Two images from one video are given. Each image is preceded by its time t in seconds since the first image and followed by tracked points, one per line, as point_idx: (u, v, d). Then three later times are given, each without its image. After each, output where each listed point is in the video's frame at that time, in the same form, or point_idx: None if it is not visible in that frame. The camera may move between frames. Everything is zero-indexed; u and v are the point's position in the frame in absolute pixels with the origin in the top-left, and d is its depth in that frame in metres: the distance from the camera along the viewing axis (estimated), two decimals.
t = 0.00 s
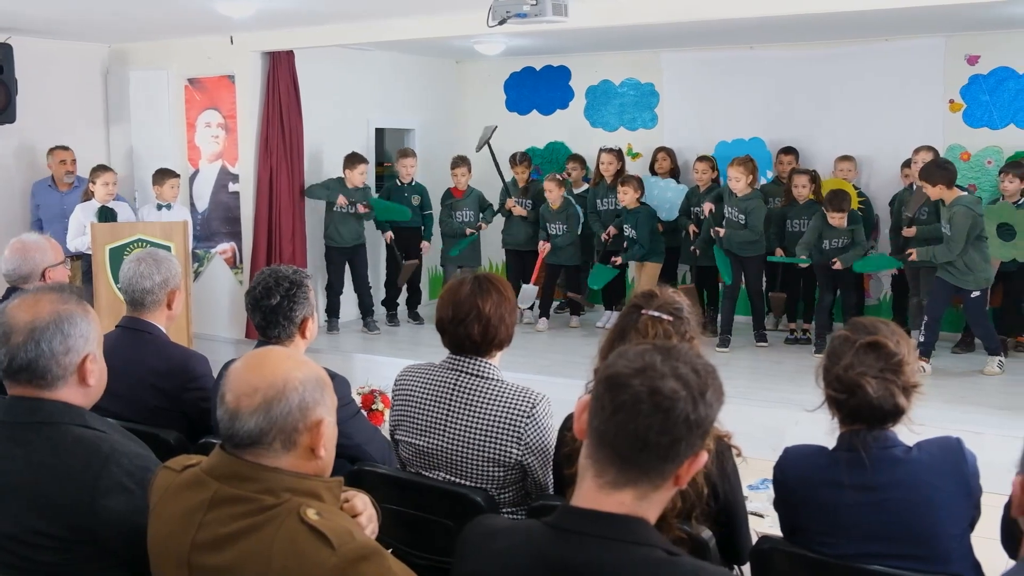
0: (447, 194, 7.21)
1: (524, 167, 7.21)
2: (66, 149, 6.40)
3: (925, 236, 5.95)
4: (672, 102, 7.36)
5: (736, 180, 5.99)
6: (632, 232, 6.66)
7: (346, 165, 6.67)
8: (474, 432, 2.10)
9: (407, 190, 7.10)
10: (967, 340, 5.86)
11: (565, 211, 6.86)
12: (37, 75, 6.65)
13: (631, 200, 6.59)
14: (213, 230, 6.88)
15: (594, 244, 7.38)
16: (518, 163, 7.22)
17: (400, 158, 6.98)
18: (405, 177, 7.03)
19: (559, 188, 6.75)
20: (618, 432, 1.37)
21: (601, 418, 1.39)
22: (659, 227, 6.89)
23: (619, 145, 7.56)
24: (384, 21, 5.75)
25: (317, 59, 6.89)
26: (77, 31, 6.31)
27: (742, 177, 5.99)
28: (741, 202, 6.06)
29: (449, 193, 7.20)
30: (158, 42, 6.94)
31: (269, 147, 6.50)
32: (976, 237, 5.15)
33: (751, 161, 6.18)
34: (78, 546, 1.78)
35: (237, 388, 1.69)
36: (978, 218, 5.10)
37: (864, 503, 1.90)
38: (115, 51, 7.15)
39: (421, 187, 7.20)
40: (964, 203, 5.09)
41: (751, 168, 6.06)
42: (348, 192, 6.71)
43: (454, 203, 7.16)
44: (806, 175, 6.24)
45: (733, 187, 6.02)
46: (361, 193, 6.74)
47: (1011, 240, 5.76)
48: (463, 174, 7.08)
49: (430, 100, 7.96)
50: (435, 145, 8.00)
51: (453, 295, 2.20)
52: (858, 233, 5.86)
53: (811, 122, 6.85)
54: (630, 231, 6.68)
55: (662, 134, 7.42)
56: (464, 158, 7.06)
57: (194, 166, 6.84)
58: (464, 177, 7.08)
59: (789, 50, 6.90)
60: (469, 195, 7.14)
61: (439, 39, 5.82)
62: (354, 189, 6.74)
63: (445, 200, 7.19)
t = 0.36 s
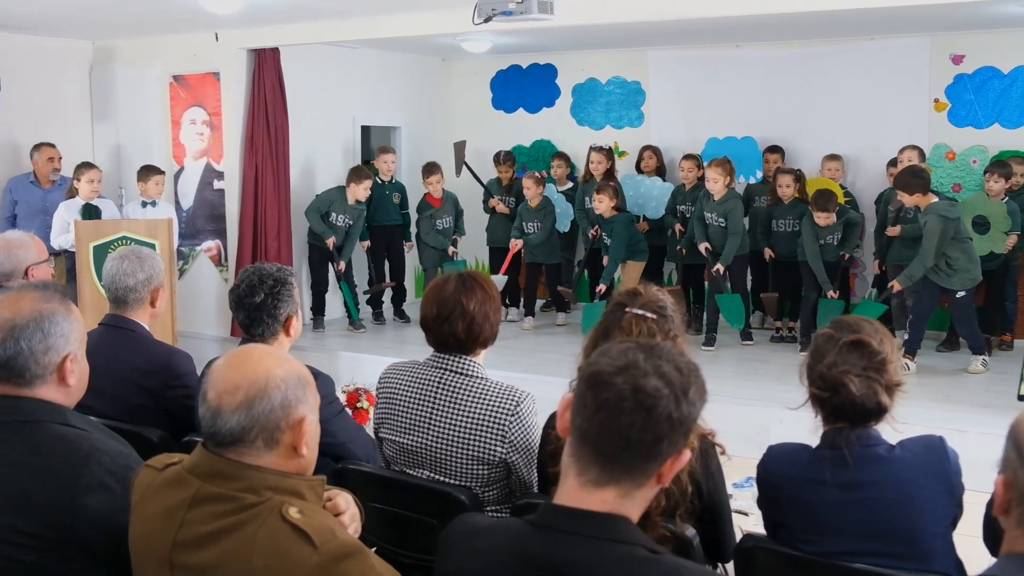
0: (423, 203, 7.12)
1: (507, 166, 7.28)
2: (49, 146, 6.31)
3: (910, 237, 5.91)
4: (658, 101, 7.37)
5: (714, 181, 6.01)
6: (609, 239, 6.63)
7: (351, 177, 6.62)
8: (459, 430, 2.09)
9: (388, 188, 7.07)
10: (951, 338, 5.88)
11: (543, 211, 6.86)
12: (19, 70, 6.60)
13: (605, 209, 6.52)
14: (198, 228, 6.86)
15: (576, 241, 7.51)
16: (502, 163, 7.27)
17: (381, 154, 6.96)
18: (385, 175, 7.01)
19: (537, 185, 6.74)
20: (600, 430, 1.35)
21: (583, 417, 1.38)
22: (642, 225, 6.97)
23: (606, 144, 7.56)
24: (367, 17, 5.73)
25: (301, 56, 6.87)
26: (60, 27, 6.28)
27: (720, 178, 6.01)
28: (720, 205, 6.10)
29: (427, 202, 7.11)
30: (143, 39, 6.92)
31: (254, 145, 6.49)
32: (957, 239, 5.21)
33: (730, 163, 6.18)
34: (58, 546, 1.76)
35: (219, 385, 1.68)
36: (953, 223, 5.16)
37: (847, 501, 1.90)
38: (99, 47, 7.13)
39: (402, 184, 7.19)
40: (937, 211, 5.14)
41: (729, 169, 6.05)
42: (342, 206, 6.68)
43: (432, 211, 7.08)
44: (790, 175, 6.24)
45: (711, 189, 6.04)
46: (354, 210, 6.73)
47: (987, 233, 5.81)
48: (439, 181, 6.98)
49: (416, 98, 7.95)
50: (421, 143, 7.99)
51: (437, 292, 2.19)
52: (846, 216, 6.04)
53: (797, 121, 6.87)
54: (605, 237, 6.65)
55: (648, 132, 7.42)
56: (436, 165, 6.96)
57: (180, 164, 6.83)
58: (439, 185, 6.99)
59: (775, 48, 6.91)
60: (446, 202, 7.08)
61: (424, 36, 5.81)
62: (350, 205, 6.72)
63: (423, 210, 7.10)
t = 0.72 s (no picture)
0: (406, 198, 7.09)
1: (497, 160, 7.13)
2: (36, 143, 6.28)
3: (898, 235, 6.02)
4: (647, 99, 7.37)
5: (708, 176, 6.01)
6: (600, 228, 6.66)
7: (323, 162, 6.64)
8: (447, 428, 2.09)
9: (381, 185, 7.10)
10: (939, 337, 5.90)
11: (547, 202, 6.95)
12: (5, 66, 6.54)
13: (599, 194, 6.56)
14: (186, 226, 6.85)
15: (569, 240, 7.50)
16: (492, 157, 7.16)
17: (371, 151, 6.96)
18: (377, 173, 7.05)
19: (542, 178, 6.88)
20: (585, 429, 1.34)
21: (567, 417, 1.37)
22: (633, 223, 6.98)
23: (596, 142, 7.55)
24: (357, 15, 5.72)
25: (290, 54, 6.86)
26: (48, 24, 6.25)
27: (714, 173, 6.01)
28: (714, 198, 6.10)
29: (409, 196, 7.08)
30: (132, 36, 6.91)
31: (243, 143, 6.48)
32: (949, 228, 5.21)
33: (722, 157, 6.20)
34: (41, 545, 1.76)
35: (205, 384, 1.67)
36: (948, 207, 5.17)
37: (835, 500, 1.90)
38: (87, 43, 7.11)
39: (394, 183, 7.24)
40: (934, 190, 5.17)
41: (722, 164, 6.07)
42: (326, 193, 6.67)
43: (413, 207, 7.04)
44: (778, 174, 6.26)
45: (705, 183, 6.03)
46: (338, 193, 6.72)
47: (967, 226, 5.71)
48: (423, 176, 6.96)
49: (406, 96, 7.94)
50: (411, 140, 7.99)
51: (426, 291, 2.19)
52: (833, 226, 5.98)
53: (787, 120, 6.88)
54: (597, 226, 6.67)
55: (638, 130, 7.43)
56: (421, 161, 6.93)
57: (169, 161, 6.85)
58: (423, 180, 6.97)
59: (765, 47, 6.92)
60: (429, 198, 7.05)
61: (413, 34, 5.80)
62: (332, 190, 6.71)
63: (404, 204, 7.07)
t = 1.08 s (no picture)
0: (396, 196, 7.07)
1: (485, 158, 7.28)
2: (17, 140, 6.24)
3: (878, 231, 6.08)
4: (633, 98, 7.38)
5: (692, 178, 6.02)
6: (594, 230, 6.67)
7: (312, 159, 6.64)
8: (429, 427, 2.09)
9: (368, 184, 7.07)
10: (924, 336, 5.92)
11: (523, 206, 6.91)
12: None
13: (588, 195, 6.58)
14: (170, 224, 6.83)
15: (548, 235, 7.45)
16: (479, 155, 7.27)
17: (359, 150, 6.97)
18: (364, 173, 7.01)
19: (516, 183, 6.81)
20: (542, 436, 1.32)
21: (519, 428, 1.34)
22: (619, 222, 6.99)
23: (582, 141, 7.55)
24: (341, 13, 5.71)
25: (275, 52, 6.84)
26: (30, 20, 6.22)
27: (697, 176, 6.01)
28: (696, 202, 6.10)
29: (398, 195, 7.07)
30: (116, 33, 6.89)
31: (228, 142, 6.46)
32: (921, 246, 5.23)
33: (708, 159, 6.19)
34: (20, 545, 1.75)
35: (187, 383, 1.65)
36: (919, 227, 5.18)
37: (816, 497, 1.91)
38: (69, 41, 7.08)
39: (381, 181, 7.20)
40: (903, 215, 5.17)
41: (706, 167, 6.07)
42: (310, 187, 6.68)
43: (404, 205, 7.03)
44: (764, 171, 6.32)
45: (688, 186, 6.04)
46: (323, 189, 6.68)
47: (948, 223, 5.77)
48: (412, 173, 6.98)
49: (391, 94, 7.93)
50: (396, 139, 7.98)
51: (409, 289, 2.19)
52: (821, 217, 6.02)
53: (773, 119, 6.90)
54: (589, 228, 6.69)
55: (624, 130, 7.43)
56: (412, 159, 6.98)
57: (153, 159, 6.84)
58: (412, 177, 6.98)
59: (750, 47, 6.94)
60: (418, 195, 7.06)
61: (397, 32, 5.79)
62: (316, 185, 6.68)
63: (395, 202, 7.05)
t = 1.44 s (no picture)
0: (389, 194, 7.07)
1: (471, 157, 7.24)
2: None
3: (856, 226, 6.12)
4: (618, 97, 7.39)
5: (675, 174, 6.05)
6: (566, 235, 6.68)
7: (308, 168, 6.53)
8: (411, 426, 2.08)
9: (350, 182, 7.05)
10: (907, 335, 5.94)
11: (497, 206, 6.88)
12: None
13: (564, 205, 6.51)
14: (153, 223, 6.83)
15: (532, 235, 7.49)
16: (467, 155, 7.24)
17: (342, 150, 6.95)
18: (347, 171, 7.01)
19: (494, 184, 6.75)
20: (508, 437, 1.31)
21: (484, 432, 1.33)
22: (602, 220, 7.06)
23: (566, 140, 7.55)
24: (324, 11, 5.70)
25: (258, 51, 6.82)
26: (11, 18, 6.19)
27: (680, 172, 6.05)
28: (681, 197, 6.12)
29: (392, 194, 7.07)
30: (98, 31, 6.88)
31: (211, 141, 6.44)
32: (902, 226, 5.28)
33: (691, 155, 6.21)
34: None
35: (172, 383, 1.62)
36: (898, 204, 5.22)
37: (797, 495, 1.92)
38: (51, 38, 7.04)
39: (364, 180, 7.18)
40: (885, 189, 5.19)
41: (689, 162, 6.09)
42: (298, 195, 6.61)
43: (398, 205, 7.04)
44: (752, 170, 6.28)
45: (671, 181, 6.08)
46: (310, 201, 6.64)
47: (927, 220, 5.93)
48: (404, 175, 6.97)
49: (375, 93, 7.92)
50: (380, 138, 7.97)
51: (391, 288, 2.19)
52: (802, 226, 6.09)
53: (757, 118, 6.91)
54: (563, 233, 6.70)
55: (609, 128, 7.43)
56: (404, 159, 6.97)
57: (135, 157, 6.85)
58: (405, 178, 6.97)
59: (734, 46, 6.95)
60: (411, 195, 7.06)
61: (379, 31, 5.78)
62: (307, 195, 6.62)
63: (388, 201, 7.06)
